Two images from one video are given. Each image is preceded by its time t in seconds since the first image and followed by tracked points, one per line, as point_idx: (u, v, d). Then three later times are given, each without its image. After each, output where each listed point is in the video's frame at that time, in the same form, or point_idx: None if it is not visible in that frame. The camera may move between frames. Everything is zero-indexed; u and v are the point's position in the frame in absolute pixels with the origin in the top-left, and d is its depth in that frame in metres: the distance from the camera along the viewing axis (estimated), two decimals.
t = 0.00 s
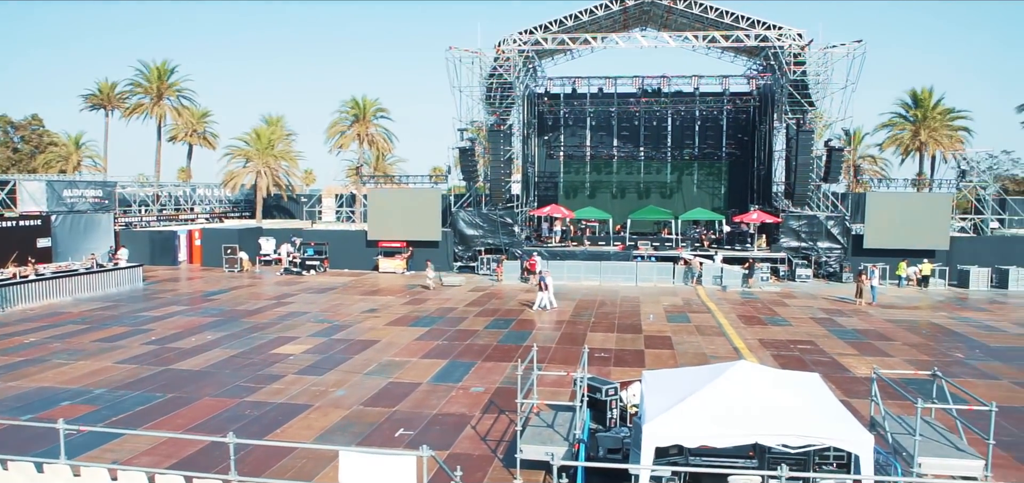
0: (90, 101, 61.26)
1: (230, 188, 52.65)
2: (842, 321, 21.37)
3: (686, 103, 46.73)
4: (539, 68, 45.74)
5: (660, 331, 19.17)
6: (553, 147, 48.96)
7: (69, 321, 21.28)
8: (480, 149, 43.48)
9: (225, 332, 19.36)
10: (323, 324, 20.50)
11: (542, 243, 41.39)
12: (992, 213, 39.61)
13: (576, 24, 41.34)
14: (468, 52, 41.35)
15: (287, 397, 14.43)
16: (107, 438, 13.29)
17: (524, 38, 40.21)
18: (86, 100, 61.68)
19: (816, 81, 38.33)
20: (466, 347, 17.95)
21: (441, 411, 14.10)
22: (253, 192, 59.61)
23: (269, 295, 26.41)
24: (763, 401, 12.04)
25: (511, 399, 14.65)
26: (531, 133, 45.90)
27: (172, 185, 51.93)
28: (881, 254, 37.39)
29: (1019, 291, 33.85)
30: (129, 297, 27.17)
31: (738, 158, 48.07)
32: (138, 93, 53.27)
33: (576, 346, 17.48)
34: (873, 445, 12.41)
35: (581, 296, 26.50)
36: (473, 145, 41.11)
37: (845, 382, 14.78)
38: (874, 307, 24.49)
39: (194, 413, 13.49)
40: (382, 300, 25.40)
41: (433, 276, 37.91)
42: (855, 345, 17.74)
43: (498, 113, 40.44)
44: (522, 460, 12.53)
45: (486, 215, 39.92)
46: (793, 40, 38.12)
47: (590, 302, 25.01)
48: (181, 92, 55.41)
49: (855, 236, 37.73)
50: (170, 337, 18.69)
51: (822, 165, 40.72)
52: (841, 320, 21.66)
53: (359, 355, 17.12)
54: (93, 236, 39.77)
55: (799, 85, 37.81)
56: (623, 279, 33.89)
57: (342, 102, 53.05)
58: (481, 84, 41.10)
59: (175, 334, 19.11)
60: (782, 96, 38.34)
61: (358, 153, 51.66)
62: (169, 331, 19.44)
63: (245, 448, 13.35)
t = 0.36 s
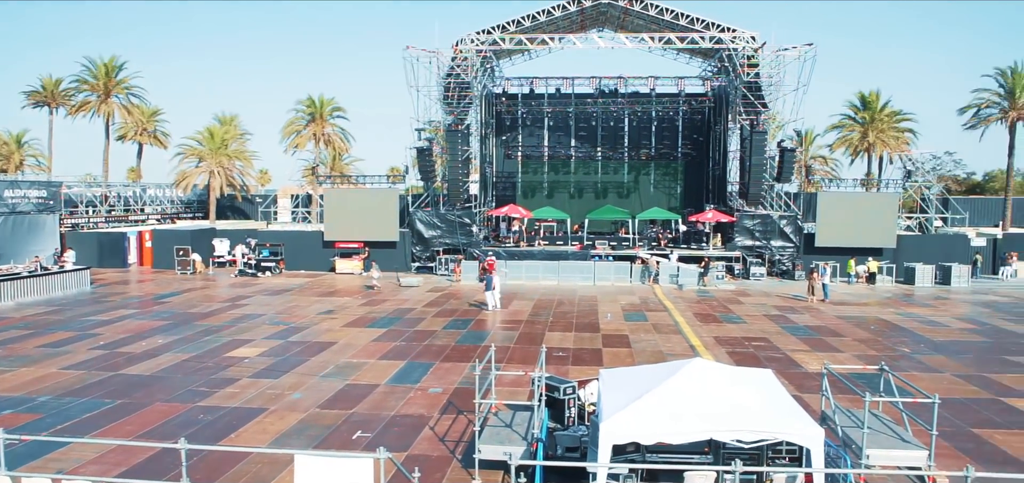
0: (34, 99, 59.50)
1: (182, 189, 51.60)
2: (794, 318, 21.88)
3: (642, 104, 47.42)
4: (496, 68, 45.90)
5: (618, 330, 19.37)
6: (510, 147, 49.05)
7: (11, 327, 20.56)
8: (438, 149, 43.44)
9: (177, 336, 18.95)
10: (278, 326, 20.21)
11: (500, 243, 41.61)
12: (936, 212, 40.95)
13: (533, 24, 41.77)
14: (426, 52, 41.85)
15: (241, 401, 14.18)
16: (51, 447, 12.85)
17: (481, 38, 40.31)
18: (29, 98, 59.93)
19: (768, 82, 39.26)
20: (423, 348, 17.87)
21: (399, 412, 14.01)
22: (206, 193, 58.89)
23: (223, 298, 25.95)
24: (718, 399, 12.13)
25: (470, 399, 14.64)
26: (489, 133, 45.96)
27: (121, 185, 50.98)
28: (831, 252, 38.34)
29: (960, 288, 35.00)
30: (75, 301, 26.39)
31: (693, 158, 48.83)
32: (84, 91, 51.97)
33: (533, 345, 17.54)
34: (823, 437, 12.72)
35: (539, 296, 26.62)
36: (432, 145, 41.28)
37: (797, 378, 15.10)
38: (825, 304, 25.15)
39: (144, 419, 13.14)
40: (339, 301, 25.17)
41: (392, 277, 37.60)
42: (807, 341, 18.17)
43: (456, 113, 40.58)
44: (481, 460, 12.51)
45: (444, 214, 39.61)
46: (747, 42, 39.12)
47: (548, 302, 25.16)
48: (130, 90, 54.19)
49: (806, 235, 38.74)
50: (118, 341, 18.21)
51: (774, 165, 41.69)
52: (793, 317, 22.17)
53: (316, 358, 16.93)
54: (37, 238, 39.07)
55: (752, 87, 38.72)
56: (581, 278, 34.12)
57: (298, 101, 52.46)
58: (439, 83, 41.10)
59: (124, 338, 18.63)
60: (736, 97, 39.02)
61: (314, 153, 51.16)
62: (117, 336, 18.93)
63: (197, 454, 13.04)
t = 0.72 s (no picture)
0: None
1: (131, 187, 50.34)
2: (748, 314, 22.31)
3: (600, 102, 47.79)
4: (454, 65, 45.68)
5: (576, 327, 19.55)
6: (468, 145, 48.94)
7: None
8: (395, 147, 43.17)
9: (127, 338, 18.53)
10: (232, 327, 19.88)
11: (458, 240, 41.49)
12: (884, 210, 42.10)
13: (490, 23, 41.75)
14: (382, 49, 40.73)
15: (194, 404, 13.90)
16: None
17: (438, 36, 40.10)
18: None
19: (723, 82, 39.87)
20: (381, 347, 17.77)
21: (356, 413, 13.89)
22: (157, 191, 57.67)
23: (175, 299, 25.41)
24: (672, 395, 12.12)
25: (428, 398, 14.60)
26: (447, 131, 45.75)
27: (67, 183, 49.64)
28: (786, 249, 39.17)
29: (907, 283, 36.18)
30: (18, 304, 25.56)
31: (650, 157, 49.39)
32: (25, 86, 50.41)
33: (491, 344, 17.58)
34: (776, 432, 12.85)
35: (497, 294, 26.69)
36: (388, 143, 40.00)
37: (750, 372, 15.39)
38: (778, 300, 25.71)
39: (92, 424, 12.79)
40: (295, 301, 24.87)
41: (350, 276, 37.14)
42: (760, 336, 18.58)
43: (414, 111, 40.51)
44: (438, 460, 12.44)
45: (403, 213, 39.30)
46: (702, 42, 39.57)
47: (506, 300, 25.23)
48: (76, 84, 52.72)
49: (760, 232, 39.44)
50: (64, 345, 17.70)
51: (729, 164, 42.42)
52: (748, 313, 22.60)
53: (271, 359, 16.71)
54: None
55: (708, 87, 39.29)
56: (539, 276, 34.36)
57: (252, 98, 51.60)
58: (396, 81, 40.86)
59: (70, 341, 18.11)
60: (691, 96, 39.71)
61: (269, 151, 50.43)
62: (62, 339, 18.38)
63: (147, 459, 12.73)
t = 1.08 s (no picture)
0: None
1: (71, 185, 48.71)
2: (699, 311, 22.69)
3: (553, 101, 47.98)
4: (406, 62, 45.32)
5: (530, 325, 19.70)
6: (421, 143, 48.74)
7: None
8: (347, 145, 42.72)
9: (67, 341, 17.96)
10: (179, 329, 19.44)
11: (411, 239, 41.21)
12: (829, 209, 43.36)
13: (443, 21, 41.47)
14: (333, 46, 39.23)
15: (138, 408, 13.55)
16: None
17: (391, 33, 39.68)
18: None
19: (675, 83, 40.42)
20: (333, 348, 17.58)
21: (307, 414, 13.70)
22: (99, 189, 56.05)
23: (118, 300, 24.70)
24: (623, 391, 12.15)
25: (381, 399, 14.49)
26: (399, 129, 45.44)
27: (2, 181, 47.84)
28: (734, 247, 40.05)
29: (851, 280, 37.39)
30: None
31: (602, 155, 49.97)
32: None
33: (444, 343, 17.57)
34: (725, 426, 12.95)
35: (451, 293, 26.66)
36: (341, 141, 39.56)
37: (700, 369, 15.66)
38: (728, 297, 26.23)
39: (29, 432, 12.34)
40: (245, 301, 24.44)
41: (302, 276, 36.63)
42: (711, 333, 18.94)
43: (366, 109, 40.00)
44: (391, 460, 12.32)
45: (354, 211, 39.18)
46: (653, 43, 40.03)
47: (460, 299, 25.22)
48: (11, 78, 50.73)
49: (710, 231, 40.13)
50: None
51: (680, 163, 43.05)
52: (699, 310, 22.99)
53: (220, 361, 16.39)
54: None
55: (659, 87, 39.86)
56: (492, 274, 34.48)
57: (198, 93, 50.36)
58: (348, 78, 40.38)
59: (6, 346, 17.46)
60: (644, 96, 40.22)
61: (217, 148, 49.37)
62: None
63: (88, 466, 12.32)
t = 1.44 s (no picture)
0: None
1: (9, 183, 47.01)
2: (653, 308, 23.02)
3: (507, 100, 48.06)
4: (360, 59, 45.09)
5: (486, 324, 19.93)
6: (375, 142, 48.34)
7: None
8: (300, 143, 42.19)
9: (6, 346, 17.36)
10: (126, 331, 18.96)
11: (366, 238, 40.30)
12: (778, 207, 44.41)
13: (397, 18, 41.26)
14: (286, 42, 38.43)
15: (82, 414, 13.18)
16: None
17: (344, 29, 39.44)
18: None
19: (628, 82, 41.05)
20: (286, 349, 17.39)
21: (260, 416, 13.50)
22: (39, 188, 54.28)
23: (60, 303, 23.95)
24: (578, 388, 12.12)
25: (335, 399, 14.37)
26: (353, 127, 45.10)
27: None
28: (688, 245, 40.38)
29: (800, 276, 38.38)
30: None
31: (557, 154, 50.38)
32: None
33: (399, 343, 17.54)
34: (679, 421, 12.93)
35: (406, 292, 26.57)
36: (293, 138, 39.16)
37: (653, 365, 15.88)
38: (681, 294, 26.66)
39: None
40: (195, 302, 23.96)
41: (252, 277, 36.04)
42: (664, 330, 19.26)
43: (319, 107, 39.56)
44: (346, 461, 12.19)
45: (308, 210, 38.80)
46: (608, 42, 40.65)
47: (415, 298, 25.16)
48: None
49: (665, 229, 40.63)
50: None
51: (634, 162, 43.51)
52: (653, 307, 23.33)
53: (169, 363, 16.05)
54: None
55: (613, 86, 40.79)
56: (447, 273, 34.22)
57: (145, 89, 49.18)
58: (300, 75, 39.90)
59: None
60: (598, 96, 41.05)
61: (165, 145, 48.30)
62: None
63: (29, 475, 11.92)
